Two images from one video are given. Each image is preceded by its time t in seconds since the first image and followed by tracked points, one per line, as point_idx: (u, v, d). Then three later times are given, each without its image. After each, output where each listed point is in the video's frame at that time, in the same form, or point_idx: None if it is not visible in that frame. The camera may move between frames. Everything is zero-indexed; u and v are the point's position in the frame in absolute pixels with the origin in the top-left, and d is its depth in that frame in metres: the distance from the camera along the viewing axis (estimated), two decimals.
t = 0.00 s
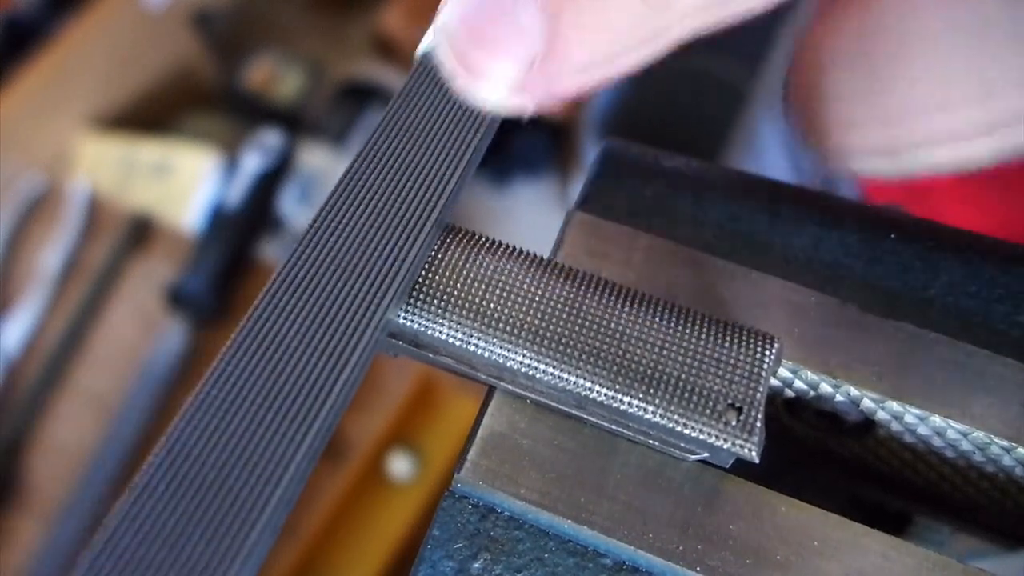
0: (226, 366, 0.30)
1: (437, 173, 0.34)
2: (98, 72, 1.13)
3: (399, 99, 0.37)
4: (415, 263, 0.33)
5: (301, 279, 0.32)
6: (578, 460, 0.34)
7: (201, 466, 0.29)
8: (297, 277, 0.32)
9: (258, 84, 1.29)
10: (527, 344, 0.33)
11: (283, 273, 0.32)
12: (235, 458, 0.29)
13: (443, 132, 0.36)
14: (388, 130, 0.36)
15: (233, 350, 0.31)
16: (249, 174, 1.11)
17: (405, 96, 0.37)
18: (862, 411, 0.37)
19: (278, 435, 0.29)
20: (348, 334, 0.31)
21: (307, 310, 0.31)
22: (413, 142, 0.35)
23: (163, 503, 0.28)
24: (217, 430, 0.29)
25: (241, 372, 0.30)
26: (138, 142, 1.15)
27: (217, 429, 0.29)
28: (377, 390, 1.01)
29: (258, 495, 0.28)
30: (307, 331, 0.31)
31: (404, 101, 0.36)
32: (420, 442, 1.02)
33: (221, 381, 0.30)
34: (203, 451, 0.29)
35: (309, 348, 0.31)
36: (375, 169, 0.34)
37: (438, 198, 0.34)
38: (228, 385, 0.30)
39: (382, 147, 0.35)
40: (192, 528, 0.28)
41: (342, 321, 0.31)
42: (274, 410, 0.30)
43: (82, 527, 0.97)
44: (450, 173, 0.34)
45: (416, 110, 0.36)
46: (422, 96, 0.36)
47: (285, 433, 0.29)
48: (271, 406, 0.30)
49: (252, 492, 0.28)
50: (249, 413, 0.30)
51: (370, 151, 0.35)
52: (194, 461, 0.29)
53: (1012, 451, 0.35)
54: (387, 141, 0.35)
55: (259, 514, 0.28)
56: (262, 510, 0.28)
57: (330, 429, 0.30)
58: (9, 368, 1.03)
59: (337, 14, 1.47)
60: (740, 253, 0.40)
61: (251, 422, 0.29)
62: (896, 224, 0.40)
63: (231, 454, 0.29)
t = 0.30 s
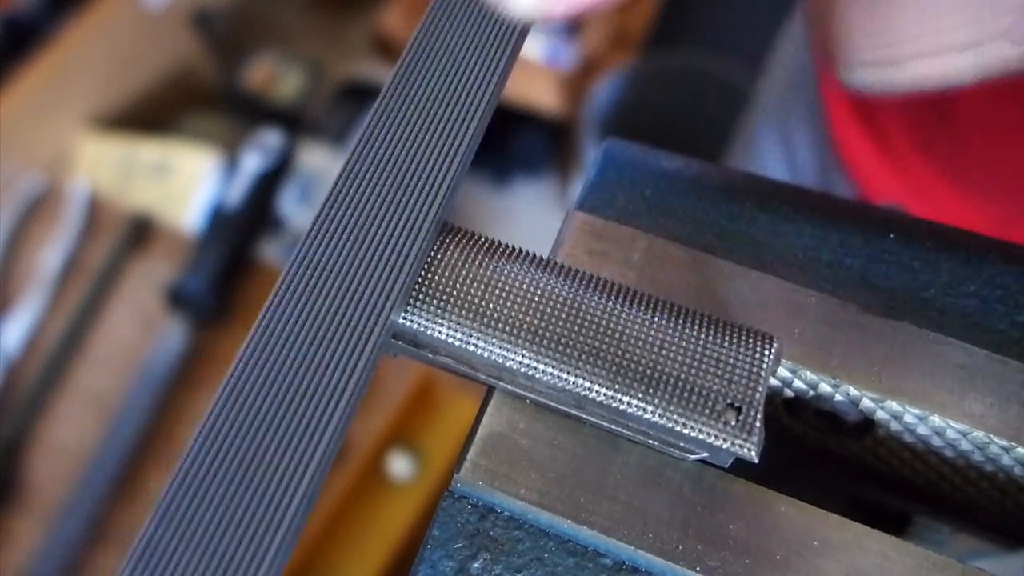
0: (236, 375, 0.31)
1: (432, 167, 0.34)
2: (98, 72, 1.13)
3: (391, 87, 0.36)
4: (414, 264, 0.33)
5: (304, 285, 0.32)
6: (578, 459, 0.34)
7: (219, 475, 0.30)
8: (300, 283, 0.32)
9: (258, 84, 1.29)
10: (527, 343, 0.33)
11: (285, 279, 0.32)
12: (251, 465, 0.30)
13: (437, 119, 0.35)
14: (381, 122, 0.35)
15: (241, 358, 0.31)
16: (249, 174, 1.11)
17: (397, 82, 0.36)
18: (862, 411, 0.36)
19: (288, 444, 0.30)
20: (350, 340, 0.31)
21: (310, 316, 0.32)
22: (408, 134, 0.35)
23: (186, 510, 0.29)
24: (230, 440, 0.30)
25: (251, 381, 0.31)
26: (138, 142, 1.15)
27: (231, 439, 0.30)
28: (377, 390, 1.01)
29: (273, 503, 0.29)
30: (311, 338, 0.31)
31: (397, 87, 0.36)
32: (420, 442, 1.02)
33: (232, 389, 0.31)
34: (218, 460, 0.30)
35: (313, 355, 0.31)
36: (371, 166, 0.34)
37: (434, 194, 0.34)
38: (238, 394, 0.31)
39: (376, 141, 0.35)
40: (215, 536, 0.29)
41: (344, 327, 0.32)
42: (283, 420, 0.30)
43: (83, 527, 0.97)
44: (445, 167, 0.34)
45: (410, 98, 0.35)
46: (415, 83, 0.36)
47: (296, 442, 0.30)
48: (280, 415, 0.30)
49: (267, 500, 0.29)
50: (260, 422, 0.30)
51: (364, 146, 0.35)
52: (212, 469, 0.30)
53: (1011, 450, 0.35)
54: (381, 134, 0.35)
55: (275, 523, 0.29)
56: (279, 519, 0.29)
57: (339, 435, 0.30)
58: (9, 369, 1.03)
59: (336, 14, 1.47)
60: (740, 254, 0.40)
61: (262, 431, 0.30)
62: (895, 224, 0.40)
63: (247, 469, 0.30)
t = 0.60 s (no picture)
0: (239, 376, 0.31)
1: (431, 162, 0.34)
2: (98, 72, 1.13)
3: (389, 80, 0.35)
4: (415, 264, 0.33)
5: (303, 286, 0.32)
6: (578, 460, 0.34)
7: (225, 476, 0.30)
8: (300, 283, 0.32)
9: (258, 84, 1.29)
10: (527, 343, 0.33)
11: (286, 279, 0.32)
12: (255, 466, 0.30)
13: (437, 112, 0.34)
14: (379, 118, 0.35)
15: (243, 360, 0.31)
16: (249, 173, 1.11)
17: (397, 75, 0.35)
18: (861, 411, 0.36)
19: (291, 445, 0.30)
20: (350, 340, 0.31)
21: (310, 317, 0.32)
22: (407, 129, 0.34)
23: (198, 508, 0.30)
24: (235, 441, 0.30)
25: (253, 382, 0.31)
26: (138, 142, 1.15)
27: (235, 440, 0.30)
28: (377, 390, 1.02)
29: (277, 504, 0.29)
30: (311, 339, 0.31)
31: (397, 81, 0.35)
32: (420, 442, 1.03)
33: (235, 390, 0.31)
34: (223, 461, 0.30)
35: (314, 356, 0.31)
36: (369, 164, 0.34)
37: (433, 191, 0.33)
38: (240, 395, 0.31)
39: (374, 138, 0.34)
40: (222, 535, 0.29)
41: (344, 327, 0.32)
42: (286, 421, 0.30)
43: (82, 527, 0.97)
44: (444, 162, 0.34)
45: (409, 91, 0.35)
46: (415, 75, 0.35)
47: (299, 443, 0.30)
48: (282, 416, 0.30)
49: (271, 501, 0.30)
50: (263, 423, 0.30)
51: (362, 144, 0.34)
52: (219, 469, 0.30)
53: (1011, 450, 0.34)
54: (379, 130, 0.34)
55: (280, 523, 0.29)
56: (281, 520, 0.29)
57: (340, 436, 0.30)
58: (8, 369, 1.03)
59: (336, 14, 1.47)
60: (740, 254, 0.40)
61: (264, 432, 0.30)
62: (895, 224, 0.40)
63: (250, 470, 0.30)
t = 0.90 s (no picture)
0: (238, 374, 0.31)
1: (432, 162, 0.34)
2: (98, 72, 1.13)
3: (392, 79, 0.35)
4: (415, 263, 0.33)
5: (303, 284, 0.32)
6: (578, 459, 0.34)
7: (224, 473, 0.30)
8: (300, 282, 0.32)
9: (258, 83, 1.29)
10: (527, 343, 0.33)
11: (286, 277, 0.32)
12: (254, 463, 0.30)
13: (440, 111, 0.34)
14: (382, 117, 0.35)
15: (243, 358, 0.31)
16: (249, 174, 1.12)
17: (400, 74, 0.35)
18: (862, 411, 0.36)
19: (290, 443, 0.30)
20: (350, 339, 0.31)
21: (311, 316, 0.32)
22: (409, 128, 0.34)
23: (196, 504, 0.30)
24: (235, 438, 0.30)
25: (253, 380, 0.31)
26: (138, 142, 1.16)
27: (236, 438, 0.30)
28: (377, 389, 1.01)
29: (276, 502, 0.29)
30: (312, 338, 0.31)
31: (399, 79, 0.35)
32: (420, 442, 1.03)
33: (235, 388, 0.31)
34: (223, 458, 0.30)
35: (314, 355, 0.31)
36: (370, 162, 0.34)
37: (433, 191, 0.33)
38: (240, 394, 0.31)
39: (376, 137, 0.34)
40: (220, 531, 0.29)
41: (344, 326, 0.31)
42: (285, 420, 0.30)
43: (82, 527, 0.97)
44: (446, 161, 0.33)
45: (411, 90, 0.35)
46: (417, 74, 0.35)
47: (297, 441, 0.30)
48: (281, 415, 0.30)
49: (269, 499, 0.30)
50: (263, 421, 0.30)
51: (363, 142, 0.34)
52: (218, 466, 0.30)
53: (1012, 450, 0.34)
54: (381, 129, 0.34)
55: (279, 522, 0.29)
56: (280, 518, 0.29)
57: (341, 436, 0.30)
58: (8, 369, 1.03)
59: (335, 13, 1.47)
60: (740, 254, 0.40)
61: (264, 431, 0.30)
62: (895, 224, 0.40)
63: (248, 468, 0.30)
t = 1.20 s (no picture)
0: (239, 375, 0.31)
1: (430, 161, 0.34)
2: (98, 72, 1.13)
3: (390, 80, 0.35)
4: (415, 263, 0.33)
5: (304, 286, 0.32)
6: (578, 459, 0.34)
7: (226, 475, 0.30)
8: (300, 283, 0.32)
9: (258, 84, 1.30)
10: (527, 342, 0.33)
11: (286, 279, 0.32)
12: (256, 464, 0.30)
13: (438, 110, 0.34)
14: (381, 116, 0.35)
15: (244, 360, 0.31)
16: (249, 173, 1.12)
17: (397, 74, 0.35)
18: (862, 411, 0.36)
19: (291, 444, 0.30)
20: (349, 340, 0.31)
21: (311, 317, 0.32)
22: (407, 128, 0.34)
23: (201, 506, 0.30)
24: (236, 440, 0.30)
25: (254, 382, 0.31)
26: (138, 142, 1.16)
27: (237, 439, 0.30)
28: (378, 389, 1.02)
29: (278, 503, 0.30)
30: (312, 338, 0.31)
31: (397, 80, 0.35)
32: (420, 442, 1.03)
33: (236, 390, 0.31)
34: (225, 461, 0.30)
35: (314, 356, 0.31)
36: (369, 163, 0.34)
37: (432, 191, 0.33)
38: (242, 396, 0.31)
39: (375, 138, 0.34)
40: (223, 532, 0.30)
41: (344, 326, 0.31)
42: (285, 421, 0.30)
43: (83, 526, 0.97)
44: (445, 161, 0.33)
45: (409, 91, 0.35)
46: (415, 74, 0.35)
47: (298, 442, 0.30)
48: (282, 416, 0.30)
49: (271, 501, 0.30)
50: (263, 423, 0.30)
51: (362, 143, 0.34)
52: (221, 467, 0.30)
53: (1012, 450, 0.34)
54: (379, 128, 0.34)
55: (280, 522, 0.29)
56: (282, 520, 0.29)
57: (342, 436, 0.30)
58: (8, 368, 1.03)
59: (335, 13, 1.47)
60: (740, 254, 0.40)
61: (265, 432, 0.30)
62: (895, 224, 0.40)
63: (250, 469, 0.30)
